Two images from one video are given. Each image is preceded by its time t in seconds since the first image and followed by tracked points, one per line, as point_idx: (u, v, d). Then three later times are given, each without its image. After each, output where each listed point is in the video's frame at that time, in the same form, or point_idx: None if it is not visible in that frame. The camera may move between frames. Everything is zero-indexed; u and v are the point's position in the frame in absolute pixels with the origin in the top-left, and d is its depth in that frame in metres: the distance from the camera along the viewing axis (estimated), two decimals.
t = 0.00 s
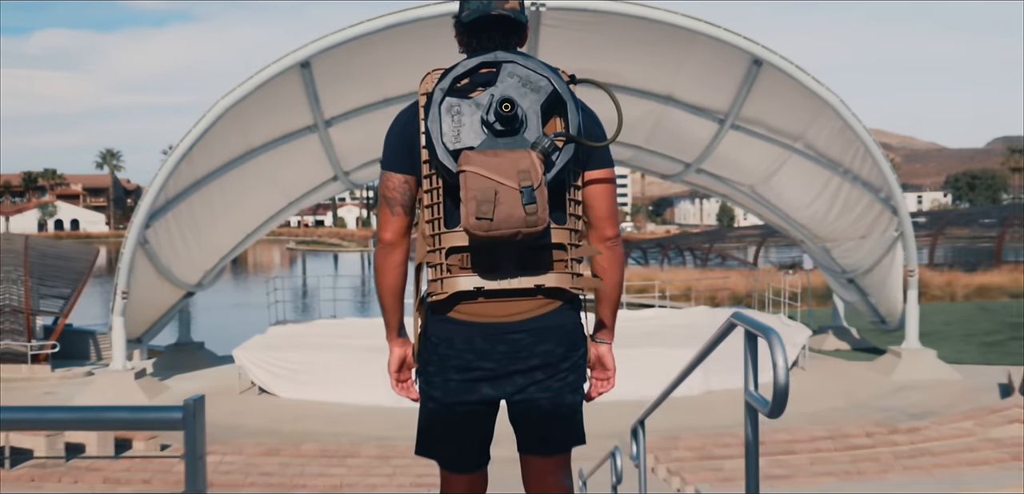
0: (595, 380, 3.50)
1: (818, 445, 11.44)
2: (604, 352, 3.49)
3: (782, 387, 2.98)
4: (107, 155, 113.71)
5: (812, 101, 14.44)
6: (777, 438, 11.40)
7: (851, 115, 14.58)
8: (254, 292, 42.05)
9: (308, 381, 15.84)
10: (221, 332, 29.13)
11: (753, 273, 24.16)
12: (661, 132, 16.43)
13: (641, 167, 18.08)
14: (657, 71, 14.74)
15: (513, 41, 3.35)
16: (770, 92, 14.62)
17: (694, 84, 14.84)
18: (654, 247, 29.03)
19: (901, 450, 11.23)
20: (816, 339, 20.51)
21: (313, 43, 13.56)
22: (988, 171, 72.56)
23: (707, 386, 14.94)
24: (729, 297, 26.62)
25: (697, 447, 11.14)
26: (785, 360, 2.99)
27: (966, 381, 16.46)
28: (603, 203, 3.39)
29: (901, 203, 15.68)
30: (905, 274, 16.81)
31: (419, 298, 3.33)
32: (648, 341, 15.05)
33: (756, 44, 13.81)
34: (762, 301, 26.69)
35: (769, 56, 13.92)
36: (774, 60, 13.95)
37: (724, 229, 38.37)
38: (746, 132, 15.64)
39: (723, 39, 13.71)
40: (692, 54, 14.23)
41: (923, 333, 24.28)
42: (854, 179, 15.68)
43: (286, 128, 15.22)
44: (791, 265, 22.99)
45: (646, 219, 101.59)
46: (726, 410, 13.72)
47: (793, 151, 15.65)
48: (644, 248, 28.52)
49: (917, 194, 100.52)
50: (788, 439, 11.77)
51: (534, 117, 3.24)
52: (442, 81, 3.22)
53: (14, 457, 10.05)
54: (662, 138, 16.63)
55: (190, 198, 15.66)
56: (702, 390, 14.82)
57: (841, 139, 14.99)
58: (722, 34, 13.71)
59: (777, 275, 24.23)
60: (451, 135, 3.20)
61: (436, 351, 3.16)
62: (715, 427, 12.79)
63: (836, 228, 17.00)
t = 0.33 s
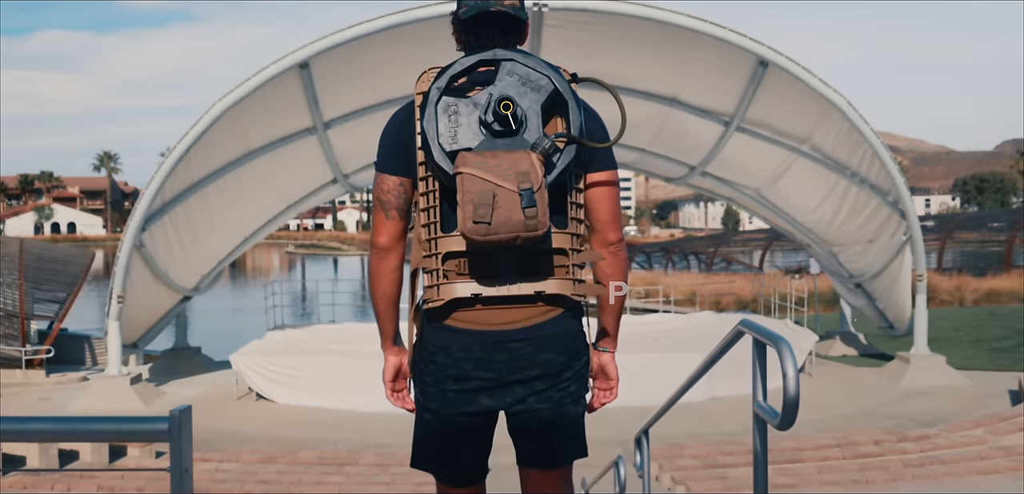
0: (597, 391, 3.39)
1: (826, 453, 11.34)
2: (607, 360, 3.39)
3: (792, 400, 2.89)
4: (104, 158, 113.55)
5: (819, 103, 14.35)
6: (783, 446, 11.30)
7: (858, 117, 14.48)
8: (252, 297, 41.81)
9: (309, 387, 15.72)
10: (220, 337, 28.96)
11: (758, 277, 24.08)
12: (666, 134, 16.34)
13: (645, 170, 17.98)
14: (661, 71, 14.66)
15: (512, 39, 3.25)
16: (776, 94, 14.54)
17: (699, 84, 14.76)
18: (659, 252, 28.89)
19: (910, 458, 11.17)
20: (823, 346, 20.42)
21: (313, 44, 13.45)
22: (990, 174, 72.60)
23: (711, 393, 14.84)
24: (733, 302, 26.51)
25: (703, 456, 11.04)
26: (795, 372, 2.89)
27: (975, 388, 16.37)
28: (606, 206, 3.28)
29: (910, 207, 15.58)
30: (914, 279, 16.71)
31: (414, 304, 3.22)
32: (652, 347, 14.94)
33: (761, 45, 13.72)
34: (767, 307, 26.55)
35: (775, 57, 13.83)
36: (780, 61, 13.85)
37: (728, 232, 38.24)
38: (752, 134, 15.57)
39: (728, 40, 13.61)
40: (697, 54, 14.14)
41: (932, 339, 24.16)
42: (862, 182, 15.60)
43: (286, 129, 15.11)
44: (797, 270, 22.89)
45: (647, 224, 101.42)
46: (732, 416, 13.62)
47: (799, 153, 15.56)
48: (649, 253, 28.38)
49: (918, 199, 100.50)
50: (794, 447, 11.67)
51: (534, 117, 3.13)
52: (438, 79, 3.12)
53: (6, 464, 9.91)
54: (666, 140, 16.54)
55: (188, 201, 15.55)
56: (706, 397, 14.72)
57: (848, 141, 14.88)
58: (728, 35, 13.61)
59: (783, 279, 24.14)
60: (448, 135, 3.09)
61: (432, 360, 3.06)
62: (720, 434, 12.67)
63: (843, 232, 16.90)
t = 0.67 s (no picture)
0: (599, 398, 3.34)
1: (829, 459, 11.27)
2: (609, 367, 3.33)
3: (799, 407, 2.84)
4: (107, 162, 113.67)
5: (821, 107, 14.28)
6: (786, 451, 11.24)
7: (861, 121, 14.41)
8: (254, 301, 41.75)
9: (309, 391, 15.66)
10: (221, 341, 28.90)
11: (760, 281, 24.06)
12: (668, 138, 16.28)
13: (647, 174, 17.92)
14: (664, 75, 14.62)
15: (512, 38, 3.19)
16: (778, 98, 14.49)
17: (701, 88, 14.71)
18: (660, 256, 28.81)
19: (914, 464, 11.11)
20: (826, 350, 20.35)
21: (314, 47, 13.42)
22: (991, 179, 72.66)
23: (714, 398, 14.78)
24: (735, 306, 26.46)
25: (705, 461, 10.97)
26: (802, 379, 2.84)
27: (979, 392, 16.30)
28: (609, 209, 3.23)
29: (913, 211, 15.49)
30: (917, 284, 16.64)
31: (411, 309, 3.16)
32: (654, 352, 14.88)
33: (764, 49, 13.67)
34: (770, 311, 26.48)
35: (777, 61, 13.77)
36: (783, 65, 13.80)
37: (729, 236, 38.22)
38: (754, 138, 15.52)
39: (731, 44, 13.56)
40: (700, 58, 14.08)
41: (934, 343, 24.11)
42: (864, 186, 15.51)
43: (287, 134, 15.07)
44: (799, 275, 22.85)
45: (649, 228, 101.37)
46: (734, 421, 13.55)
47: (801, 158, 15.51)
48: (650, 257, 28.30)
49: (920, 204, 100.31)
50: (797, 452, 11.60)
51: (534, 118, 3.07)
52: (436, 79, 3.07)
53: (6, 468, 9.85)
54: (669, 144, 16.47)
55: (189, 205, 15.51)
56: (708, 402, 14.65)
57: (851, 146, 14.81)
58: (730, 39, 13.56)
59: (785, 284, 24.10)
60: (446, 137, 3.03)
61: (429, 366, 2.99)
62: (723, 439, 12.60)
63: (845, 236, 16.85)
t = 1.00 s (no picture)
0: (602, 406, 3.26)
1: (832, 465, 11.19)
2: (611, 374, 3.26)
3: (808, 416, 2.77)
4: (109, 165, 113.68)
5: (824, 111, 14.20)
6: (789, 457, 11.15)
7: (864, 125, 14.32)
8: (257, 305, 41.67)
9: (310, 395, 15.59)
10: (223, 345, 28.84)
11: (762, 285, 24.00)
12: (670, 142, 16.21)
13: (649, 178, 17.85)
14: (667, 79, 14.55)
15: (513, 36, 3.13)
16: (780, 102, 14.42)
17: (704, 92, 14.64)
18: (663, 261, 28.70)
19: (918, 470, 11.01)
20: (829, 354, 20.26)
21: (314, 51, 13.36)
22: (994, 182, 72.49)
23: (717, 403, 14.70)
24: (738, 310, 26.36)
25: (707, 467, 10.89)
26: (811, 387, 2.77)
27: (983, 398, 16.20)
28: (611, 211, 3.16)
29: (916, 216, 15.38)
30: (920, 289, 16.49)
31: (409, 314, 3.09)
32: (656, 356, 14.80)
33: (767, 53, 13.58)
34: (773, 315, 26.39)
35: (780, 65, 13.70)
36: (786, 69, 13.72)
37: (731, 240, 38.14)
38: (757, 143, 15.45)
39: (734, 48, 13.48)
40: (702, 62, 14.00)
41: (938, 348, 24.01)
42: (867, 191, 15.41)
43: (288, 137, 15.01)
44: (802, 279, 22.75)
45: (650, 230, 101.27)
46: (737, 427, 13.47)
47: (805, 162, 15.43)
48: (653, 261, 28.21)
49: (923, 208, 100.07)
50: (800, 456, 11.52)
51: (535, 118, 3.00)
52: (435, 78, 3.00)
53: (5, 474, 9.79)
54: (671, 148, 16.40)
55: (189, 208, 15.45)
56: (712, 407, 14.58)
57: (854, 150, 14.72)
58: (733, 43, 13.49)
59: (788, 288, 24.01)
60: (445, 138, 2.96)
61: (428, 373, 2.92)
62: (726, 444, 12.51)
63: (848, 240, 16.76)
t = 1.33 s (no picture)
0: (605, 413, 3.19)
1: (835, 471, 11.10)
2: (614, 382, 3.18)
3: (818, 424, 2.70)
4: (111, 168, 113.75)
5: (827, 115, 14.15)
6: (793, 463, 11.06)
7: (867, 130, 14.25)
8: (257, 309, 41.55)
9: (310, 400, 15.51)
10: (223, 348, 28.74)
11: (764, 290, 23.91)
12: (672, 146, 16.14)
13: (650, 183, 17.76)
14: (668, 82, 14.50)
15: (514, 33, 3.06)
16: (783, 106, 14.36)
17: (706, 96, 14.58)
18: (664, 265, 28.59)
19: (922, 477, 10.92)
20: (831, 359, 20.17)
21: (316, 54, 13.32)
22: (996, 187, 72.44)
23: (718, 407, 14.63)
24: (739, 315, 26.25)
25: (709, 473, 10.80)
26: (821, 393, 2.70)
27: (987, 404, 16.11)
28: (614, 214, 3.09)
29: (919, 220, 15.27)
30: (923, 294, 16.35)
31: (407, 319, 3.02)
32: (658, 361, 14.73)
33: (769, 57, 13.53)
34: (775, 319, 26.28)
35: (783, 69, 13.64)
36: (789, 73, 13.65)
37: (733, 245, 38.08)
38: (759, 147, 15.39)
39: (736, 51, 13.43)
40: (704, 65, 13.95)
41: (941, 354, 23.90)
42: (870, 195, 15.32)
43: (289, 140, 14.95)
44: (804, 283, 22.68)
45: (652, 235, 101.18)
46: (739, 432, 13.38)
47: (807, 167, 15.36)
48: (654, 265, 28.11)
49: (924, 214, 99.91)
50: (803, 462, 11.44)
51: (537, 116, 2.93)
52: (435, 76, 2.94)
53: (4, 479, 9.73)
54: (673, 152, 16.33)
55: (189, 212, 15.39)
56: (712, 413, 14.48)
57: (857, 155, 14.64)
58: (735, 47, 13.44)
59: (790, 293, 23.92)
60: (444, 137, 2.90)
61: (426, 379, 2.85)
62: (728, 449, 12.43)
63: (851, 245, 16.65)
